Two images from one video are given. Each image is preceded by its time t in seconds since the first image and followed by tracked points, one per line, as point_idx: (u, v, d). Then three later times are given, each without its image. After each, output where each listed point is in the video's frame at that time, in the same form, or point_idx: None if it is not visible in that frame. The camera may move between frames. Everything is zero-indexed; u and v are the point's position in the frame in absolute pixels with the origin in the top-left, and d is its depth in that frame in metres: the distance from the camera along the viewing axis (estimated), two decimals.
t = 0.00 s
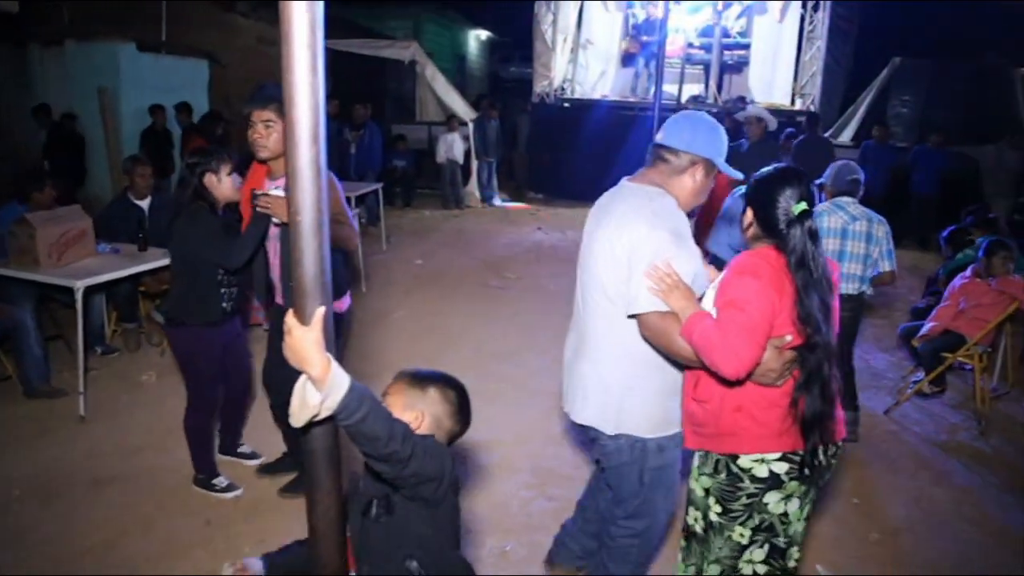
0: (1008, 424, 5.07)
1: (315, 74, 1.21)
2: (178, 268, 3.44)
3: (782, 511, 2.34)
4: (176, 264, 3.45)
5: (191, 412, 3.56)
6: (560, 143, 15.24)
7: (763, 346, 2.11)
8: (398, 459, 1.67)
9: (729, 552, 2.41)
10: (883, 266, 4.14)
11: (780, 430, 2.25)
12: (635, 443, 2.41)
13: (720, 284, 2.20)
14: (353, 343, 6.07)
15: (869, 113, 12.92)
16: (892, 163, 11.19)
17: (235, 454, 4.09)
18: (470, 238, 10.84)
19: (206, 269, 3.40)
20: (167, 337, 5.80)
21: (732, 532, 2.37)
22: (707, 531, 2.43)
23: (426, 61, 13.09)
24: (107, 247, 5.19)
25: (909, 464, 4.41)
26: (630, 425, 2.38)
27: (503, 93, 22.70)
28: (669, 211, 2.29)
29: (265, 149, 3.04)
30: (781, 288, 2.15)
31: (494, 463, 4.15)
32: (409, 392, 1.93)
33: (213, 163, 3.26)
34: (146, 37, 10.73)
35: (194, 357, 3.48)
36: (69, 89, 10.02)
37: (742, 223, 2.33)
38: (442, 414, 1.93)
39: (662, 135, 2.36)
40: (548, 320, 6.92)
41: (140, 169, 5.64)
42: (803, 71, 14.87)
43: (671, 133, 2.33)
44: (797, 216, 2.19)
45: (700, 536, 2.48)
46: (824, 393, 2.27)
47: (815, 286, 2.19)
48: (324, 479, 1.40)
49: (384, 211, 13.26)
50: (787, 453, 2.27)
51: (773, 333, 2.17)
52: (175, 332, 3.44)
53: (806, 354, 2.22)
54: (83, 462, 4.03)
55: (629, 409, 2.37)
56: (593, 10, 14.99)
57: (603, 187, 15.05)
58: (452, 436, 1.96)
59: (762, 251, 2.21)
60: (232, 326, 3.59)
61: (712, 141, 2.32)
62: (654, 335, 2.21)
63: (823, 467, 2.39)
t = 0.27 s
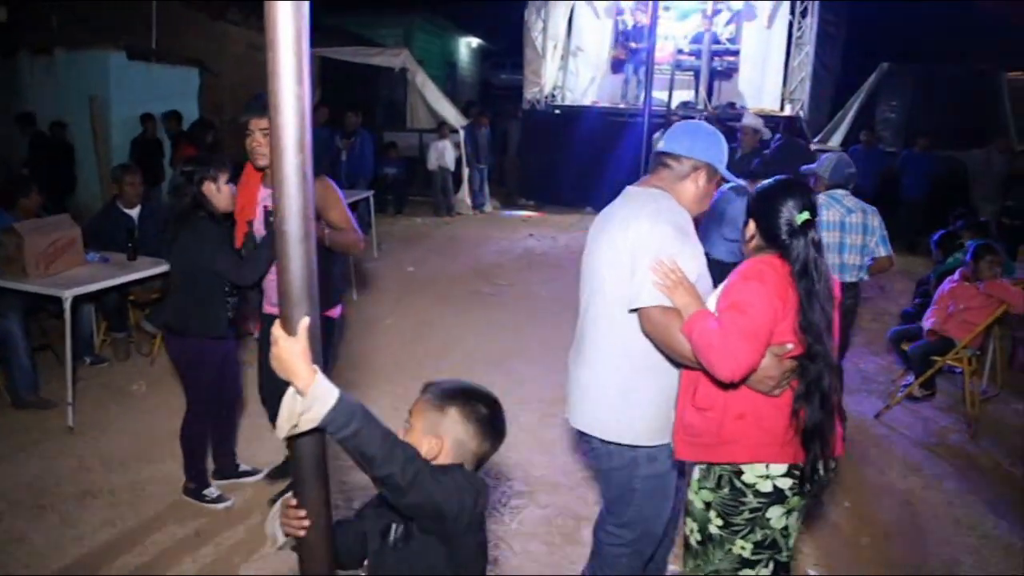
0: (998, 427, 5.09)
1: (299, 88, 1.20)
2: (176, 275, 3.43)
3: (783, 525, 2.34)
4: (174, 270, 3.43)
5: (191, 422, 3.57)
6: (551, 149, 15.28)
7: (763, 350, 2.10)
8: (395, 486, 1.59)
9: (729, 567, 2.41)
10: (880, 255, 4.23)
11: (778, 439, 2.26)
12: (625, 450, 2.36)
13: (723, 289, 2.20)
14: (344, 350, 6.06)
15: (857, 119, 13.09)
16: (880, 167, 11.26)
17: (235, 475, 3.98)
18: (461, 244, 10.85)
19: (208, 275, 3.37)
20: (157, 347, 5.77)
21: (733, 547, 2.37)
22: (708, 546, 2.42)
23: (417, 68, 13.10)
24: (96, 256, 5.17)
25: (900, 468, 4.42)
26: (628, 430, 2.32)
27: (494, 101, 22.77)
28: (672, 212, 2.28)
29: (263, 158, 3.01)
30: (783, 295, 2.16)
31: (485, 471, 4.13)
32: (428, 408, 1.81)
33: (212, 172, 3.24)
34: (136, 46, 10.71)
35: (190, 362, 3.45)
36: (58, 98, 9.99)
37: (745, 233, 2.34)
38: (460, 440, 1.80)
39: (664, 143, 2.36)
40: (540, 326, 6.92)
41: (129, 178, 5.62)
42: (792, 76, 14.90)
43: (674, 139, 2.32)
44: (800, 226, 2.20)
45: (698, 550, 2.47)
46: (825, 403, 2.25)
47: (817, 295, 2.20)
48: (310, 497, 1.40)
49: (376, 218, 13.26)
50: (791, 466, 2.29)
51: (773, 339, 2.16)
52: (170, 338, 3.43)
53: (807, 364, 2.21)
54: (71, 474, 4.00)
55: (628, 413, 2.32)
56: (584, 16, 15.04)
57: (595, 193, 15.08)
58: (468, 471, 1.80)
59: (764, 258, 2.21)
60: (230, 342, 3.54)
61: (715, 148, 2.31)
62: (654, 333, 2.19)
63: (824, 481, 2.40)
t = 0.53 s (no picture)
0: (978, 428, 5.12)
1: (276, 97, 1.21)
2: (163, 284, 3.34)
3: (778, 512, 2.31)
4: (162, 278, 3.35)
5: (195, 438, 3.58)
6: (532, 157, 15.28)
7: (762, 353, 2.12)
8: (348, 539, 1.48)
9: (724, 556, 2.36)
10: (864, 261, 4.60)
11: (777, 434, 2.26)
12: (626, 447, 2.37)
13: (723, 291, 2.21)
14: (325, 360, 6.02)
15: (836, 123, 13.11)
16: (857, 172, 11.35)
17: (216, 488, 3.90)
18: (443, 253, 10.83)
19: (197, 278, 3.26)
20: (136, 359, 5.70)
21: (728, 533, 2.33)
22: (702, 535, 2.39)
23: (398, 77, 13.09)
24: (74, 269, 5.11)
25: (881, 470, 4.44)
26: (630, 430, 2.35)
27: (475, 109, 22.82)
28: (660, 221, 2.29)
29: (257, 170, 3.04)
30: (782, 296, 2.17)
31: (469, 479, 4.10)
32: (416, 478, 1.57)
33: (201, 186, 3.19)
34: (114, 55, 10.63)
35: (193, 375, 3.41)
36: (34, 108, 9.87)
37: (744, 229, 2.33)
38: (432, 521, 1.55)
39: (643, 144, 2.34)
40: (523, 334, 6.92)
41: (106, 189, 5.56)
42: (771, 83, 14.88)
43: (651, 140, 2.31)
44: (802, 222, 2.20)
45: (693, 539, 2.42)
46: (820, 394, 2.25)
47: (818, 291, 2.20)
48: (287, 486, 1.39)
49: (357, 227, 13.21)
50: (784, 456, 2.28)
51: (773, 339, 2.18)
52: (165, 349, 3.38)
53: (806, 360, 2.22)
54: (48, 490, 3.94)
55: (629, 411, 2.34)
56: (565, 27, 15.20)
57: (577, 200, 15.10)
58: (432, 560, 1.54)
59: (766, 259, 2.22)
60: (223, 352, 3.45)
61: (693, 143, 2.30)
62: (651, 345, 2.22)
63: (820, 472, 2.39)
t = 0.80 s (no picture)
0: (958, 431, 5.19)
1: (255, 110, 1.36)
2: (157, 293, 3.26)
3: (763, 521, 2.33)
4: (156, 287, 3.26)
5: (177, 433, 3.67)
6: (516, 162, 15.27)
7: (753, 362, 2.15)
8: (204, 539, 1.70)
9: (710, 556, 2.41)
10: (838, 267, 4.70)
11: (768, 445, 2.28)
12: (628, 448, 2.35)
13: (715, 302, 2.24)
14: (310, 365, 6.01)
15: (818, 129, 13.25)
16: (838, 177, 11.45)
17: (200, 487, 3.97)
18: (428, 258, 10.83)
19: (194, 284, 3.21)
20: (119, 364, 5.66)
21: (713, 536, 2.37)
22: (691, 538, 2.43)
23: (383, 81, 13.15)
24: (55, 274, 5.08)
25: (862, 473, 4.48)
26: (630, 432, 2.33)
27: (460, 114, 22.85)
28: (655, 228, 2.29)
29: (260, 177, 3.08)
30: (773, 307, 2.20)
31: (454, 485, 4.11)
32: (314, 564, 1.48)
33: (195, 190, 3.18)
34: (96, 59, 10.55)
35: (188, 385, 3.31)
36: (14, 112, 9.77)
37: (739, 238, 2.38)
38: None
39: (640, 153, 2.35)
40: (508, 339, 6.93)
41: (88, 194, 5.52)
42: (754, 90, 15.12)
43: (648, 149, 2.32)
44: (796, 232, 2.25)
45: (683, 538, 2.47)
46: (819, 400, 2.31)
47: (811, 301, 2.24)
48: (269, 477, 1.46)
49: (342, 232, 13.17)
50: (773, 468, 2.29)
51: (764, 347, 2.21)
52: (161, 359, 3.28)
53: (795, 368, 2.26)
54: (29, 497, 3.90)
55: (628, 414, 2.33)
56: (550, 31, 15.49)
57: (562, 205, 15.14)
58: None
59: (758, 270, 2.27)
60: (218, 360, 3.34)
61: (690, 151, 2.30)
62: (645, 353, 2.21)
63: (809, 482, 2.42)
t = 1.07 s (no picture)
0: (957, 436, 5.19)
1: (253, 105, 1.22)
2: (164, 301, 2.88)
3: (768, 529, 2.30)
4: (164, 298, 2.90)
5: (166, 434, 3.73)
6: (516, 165, 15.28)
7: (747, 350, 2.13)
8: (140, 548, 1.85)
9: (715, 568, 2.37)
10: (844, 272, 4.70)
11: (765, 444, 2.24)
12: (634, 454, 2.39)
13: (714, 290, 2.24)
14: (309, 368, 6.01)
15: (818, 132, 13.24)
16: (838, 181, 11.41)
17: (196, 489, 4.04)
18: (428, 261, 10.85)
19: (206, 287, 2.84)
20: (117, 367, 5.64)
21: (718, 548, 2.33)
22: (695, 546, 2.40)
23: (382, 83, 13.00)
24: (55, 276, 5.07)
25: (862, 478, 4.48)
26: (641, 427, 2.36)
27: (459, 118, 22.88)
28: (670, 224, 2.32)
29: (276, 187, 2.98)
30: (767, 299, 2.19)
31: (453, 488, 4.10)
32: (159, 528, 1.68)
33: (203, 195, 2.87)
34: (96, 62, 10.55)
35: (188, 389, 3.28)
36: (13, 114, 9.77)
37: (733, 237, 2.39)
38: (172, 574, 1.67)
39: (653, 158, 2.40)
40: (507, 342, 6.94)
41: (88, 196, 5.51)
42: (753, 95, 15.14)
43: (662, 153, 2.38)
44: (793, 227, 2.27)
45: (688, 551, 2.43)
46: (817, 396, 2.29)
47: (809, 295, 2.24)
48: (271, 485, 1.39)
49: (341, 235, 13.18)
50: (772, 470, 2.26)
51: (759, 340, 2.20)
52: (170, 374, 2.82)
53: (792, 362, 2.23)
54: (27, 501, 3.88)
55: (637, 421, 2.36)
56: (549, 35, 15.54)
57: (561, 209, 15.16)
58: None
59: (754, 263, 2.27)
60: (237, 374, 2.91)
61: (705, 156, 2.36)
62: (647, 335, 2.22)
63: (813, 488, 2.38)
